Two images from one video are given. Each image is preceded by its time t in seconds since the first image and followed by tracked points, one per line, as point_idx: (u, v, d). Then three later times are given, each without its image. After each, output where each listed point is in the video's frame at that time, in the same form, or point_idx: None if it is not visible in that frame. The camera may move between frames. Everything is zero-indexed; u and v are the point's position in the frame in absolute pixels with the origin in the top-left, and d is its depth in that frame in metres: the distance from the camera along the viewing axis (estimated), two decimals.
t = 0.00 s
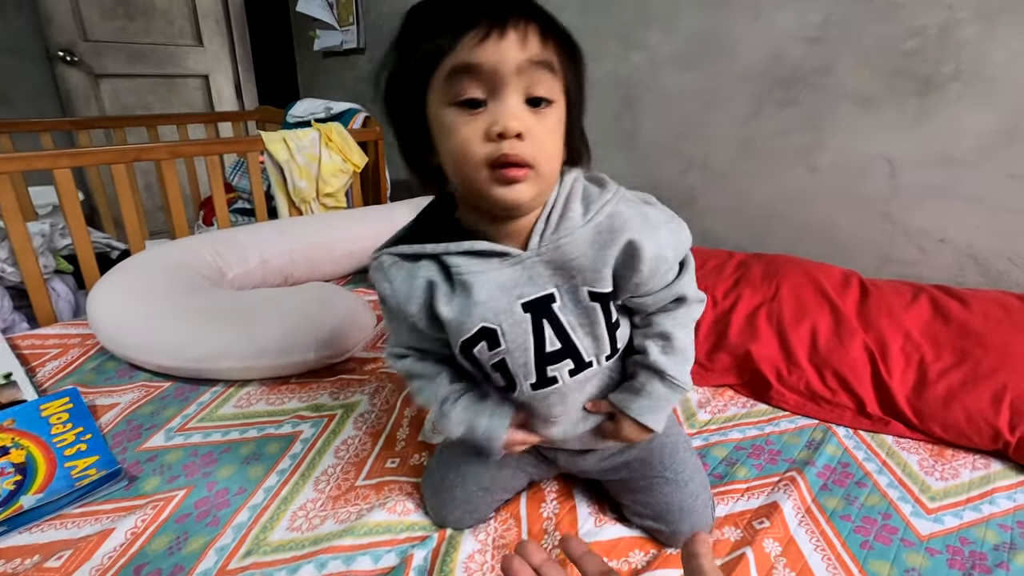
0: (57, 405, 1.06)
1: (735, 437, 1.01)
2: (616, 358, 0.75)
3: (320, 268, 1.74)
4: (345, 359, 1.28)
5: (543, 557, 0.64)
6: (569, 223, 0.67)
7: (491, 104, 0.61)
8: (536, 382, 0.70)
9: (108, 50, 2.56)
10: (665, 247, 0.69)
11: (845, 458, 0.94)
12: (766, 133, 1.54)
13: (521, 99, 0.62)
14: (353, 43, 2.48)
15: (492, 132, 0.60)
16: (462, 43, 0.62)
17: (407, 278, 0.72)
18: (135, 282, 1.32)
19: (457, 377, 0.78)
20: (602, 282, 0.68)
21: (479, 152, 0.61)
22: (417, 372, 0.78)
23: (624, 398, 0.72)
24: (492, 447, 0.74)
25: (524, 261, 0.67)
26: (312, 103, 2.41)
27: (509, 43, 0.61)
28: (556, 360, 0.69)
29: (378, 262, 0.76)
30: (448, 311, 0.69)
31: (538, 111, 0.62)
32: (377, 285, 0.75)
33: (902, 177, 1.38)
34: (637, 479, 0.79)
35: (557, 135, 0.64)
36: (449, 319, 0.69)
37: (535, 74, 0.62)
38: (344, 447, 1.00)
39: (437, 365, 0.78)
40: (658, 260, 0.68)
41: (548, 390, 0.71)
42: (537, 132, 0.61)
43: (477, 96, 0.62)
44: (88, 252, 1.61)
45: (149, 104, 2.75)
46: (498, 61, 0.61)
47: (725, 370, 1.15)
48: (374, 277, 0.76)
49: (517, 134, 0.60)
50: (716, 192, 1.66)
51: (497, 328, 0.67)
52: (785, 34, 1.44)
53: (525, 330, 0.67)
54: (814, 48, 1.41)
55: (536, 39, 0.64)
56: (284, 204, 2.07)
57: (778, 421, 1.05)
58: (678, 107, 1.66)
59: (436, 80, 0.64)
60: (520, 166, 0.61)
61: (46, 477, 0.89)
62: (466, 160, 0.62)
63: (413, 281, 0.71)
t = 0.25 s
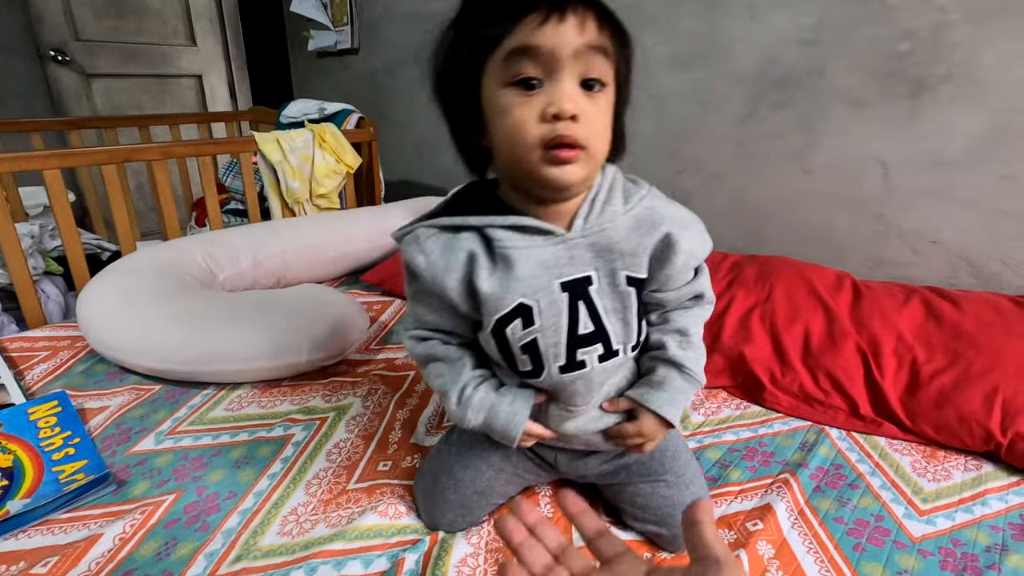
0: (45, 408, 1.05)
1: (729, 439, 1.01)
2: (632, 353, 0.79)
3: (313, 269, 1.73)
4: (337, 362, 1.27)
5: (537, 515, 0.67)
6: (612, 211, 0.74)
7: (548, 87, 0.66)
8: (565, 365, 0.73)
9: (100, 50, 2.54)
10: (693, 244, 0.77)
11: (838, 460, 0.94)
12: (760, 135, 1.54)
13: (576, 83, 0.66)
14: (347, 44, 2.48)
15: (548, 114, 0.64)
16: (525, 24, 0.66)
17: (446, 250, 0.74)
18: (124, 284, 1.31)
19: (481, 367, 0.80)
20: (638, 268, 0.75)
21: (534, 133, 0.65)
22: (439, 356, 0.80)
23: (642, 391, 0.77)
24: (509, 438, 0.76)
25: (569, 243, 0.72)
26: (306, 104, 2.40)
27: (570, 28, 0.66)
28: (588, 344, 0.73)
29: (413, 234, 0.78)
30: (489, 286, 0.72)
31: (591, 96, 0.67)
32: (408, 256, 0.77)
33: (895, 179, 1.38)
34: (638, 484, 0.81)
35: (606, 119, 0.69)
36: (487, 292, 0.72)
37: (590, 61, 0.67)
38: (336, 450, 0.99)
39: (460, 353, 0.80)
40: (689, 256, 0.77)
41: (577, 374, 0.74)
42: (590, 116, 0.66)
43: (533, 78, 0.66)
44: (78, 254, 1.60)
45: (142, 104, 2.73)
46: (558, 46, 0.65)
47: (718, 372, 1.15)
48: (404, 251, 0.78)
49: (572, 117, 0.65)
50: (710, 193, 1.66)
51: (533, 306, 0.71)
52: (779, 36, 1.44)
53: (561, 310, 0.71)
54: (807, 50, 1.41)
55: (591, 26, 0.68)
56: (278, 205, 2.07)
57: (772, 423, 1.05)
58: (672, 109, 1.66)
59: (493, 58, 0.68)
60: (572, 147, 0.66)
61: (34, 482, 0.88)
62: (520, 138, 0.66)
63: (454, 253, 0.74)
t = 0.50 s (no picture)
0: (40, 409, 1.05)
1: (726, 438, 1.01)
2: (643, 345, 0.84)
3: (310, 269, 1.72)
4: (334, 361, 1.27)
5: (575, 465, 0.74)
6: (636, 209, 0.82)
7: (569, 98, 0.73)
8: (582, 352, 0.79)
9: (97, 49, 2.54)
10: (706, 245, 0.84)
11: (835, 459, 0.94)
12: (758, 134, 1.53)
13: (595, 94, 0.73)
14: (345, 43, 2.47)
15: (566, 125, 0.72)
16: (548, 38, 0.72)
17: (479, 236, 0.80)
18: (121, 284, 1.30)
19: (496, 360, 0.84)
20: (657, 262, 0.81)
21: (556, 142, 0.73)
22: (459, 346, 0.83)
23: (644, 382, 0.81)
24: (522, 429, 0.79)
25: (596, 235, 0.79)
26: (302, 103, 2.39)
27: (588, 42, 0.72)
28: (605, 334, 0.78)
29: (444, 220, 0.84)
30: (518, 274, 0.77)
31: (609, 105, 0.73)
32: (441, 241, 0.81)
33: (892, 178, 1.38)
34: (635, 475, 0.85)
35: (626, 125, 0.75)
36: (515, 278, 0.77)
37: (608, 72, 0.73)
38: (333, 450, 0.99)
39: (479, 343, 0.83)
40: (700, 257, 0.83)
41: (592, 363, 0.79)
42: (608, 124, 0.73)
43: (553, 91, 0.73)
44: (74, 253, 1.59)
45: (138, 104, 2.72)
46: (576, 60, 0.71)
47: (716, 371, 1.15)
48: (436, 236, 0.83)
49: (590, 127, 0.71)
50: (708, 193, 1.66)
51: (557, 293, 0.77)
52: (776, 35, 1.44)
53: (584, 299, 0.77)
54: (804, 49, 1.41)
55: (609, 38, 0.73)
56: (274, 205, 2.06)
57: (769, 422, 1.05)
58: (669, 108, 1.66)
59: (520, 68, 0.75)
60: (591, 154, 0.73)
61: (29, 483, 0.88)
62: (542, 147, 0.74)
63: (487, 240, 0.80)
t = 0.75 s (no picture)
0: (6, 421, 1.03)
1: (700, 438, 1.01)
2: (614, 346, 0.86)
3: (287, 274, 1.71)
4: (310, 368, 1.26)
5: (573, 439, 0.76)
6: (606, 215, 0.84)
7: (540, 115, 0.74)
8: (555, 346, 0.80)
9: (70, 53, 2.50)
10: (672, 250, 0.87)
11: (806, 456, 0.96)
12: (731, 136, 1.55)
13: (566, 112, 0.74)
14: (323, 46, 2.46)
15: (538, 143, 0.73)
16: (519, 56, 0.73)
17: (459, 238, 0.81)
18: (91, 292, 1.28)
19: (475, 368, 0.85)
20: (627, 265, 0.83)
21: (529, 157, 0.74)
22: (438, 354, 0.83)
23: (614, 386, 0.82)
24: (498, 436, 0.80)
25: (569, 238, 0.81)
26: (280, 107, 2.38)
27: (558, 61, 0.73)
28: (576, 331, 0.80)
29: (427, 223, 0.85)
30: (496, 274, 0.78)
31: (580, 121, 0.75)
32: (423, 241, 0.82)
33: (862, 179, 1.40)
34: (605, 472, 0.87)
35: (597, 140, 0.77)
36: (494, 280, 0.78)
37: (578, 90, 0.74)
38: (306, 458, 0.98)
39: (457, 351, 0.84)
40: (666, 261, 0.86)
41: (563, 358, 0.80)
42: (579, 141, 0.75)
43: (526, 108, 0.74)
44: (43, 261, 1.56)
45: (113, 108, 2.68)
46: (547, 79, 0.73)
47: (691, 372, 1.16)
48: (417, 238, 0.83)
49: (560, 145, 0.73)
50: (684, 195, 1.67)
51: (531, 293, 0.79)
52: (747, 38, 1.46)
53: (557, 298, 0.79)
54: (775, 52, 1.43)
55: (580, 57, 0.74)
56: (252, 211, 2.05)
57: (743, 421, 1.06)
58: (645, 110, 1.67)
59: (494, 83, 0.76)
60: (562, 170, 0.75)
61: None
62: (516, 163, 0.76)
63: (467, 240, 0.81)
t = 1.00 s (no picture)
0: None
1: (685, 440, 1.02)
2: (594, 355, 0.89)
3: (275, 278, 1.70)
4: (297, 372, 1.26)
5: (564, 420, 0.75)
6: (585, 219, 0.84)
7: (529, 121, 0.74)
8: (532, 348, 0.82)
9: (56, 54, 2.46)
10: (648, 257, 0.88)
11: (791, 457, 0.96)
12: (718, 138, 1.56)
13: (553, 120, 0.75)
14: (312, 48, 2.45)
15: (524, 149, 0.74)
16: (510, 63, 0.73)
17: (444, 240, 0.81)
18: (74, 296, 1.27)
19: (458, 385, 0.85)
20: (604, 269, 0.84)
21: (515, 162, 0.75)
22: (422, 368, 0.83)
23: (594, 401, 0.84)
24: (472, 455, 0.80)
25: (547, 242, 0.81)
26: (269, 110, 2.37)
27: (548, 70, 0.73)
28: (552, 333, 0.82)
29: (413, 224, 0.85)
30: (478, 279, 0.79)
31: (567, 128, 0.75)
32: (409, 241, 0.82)
33: (846, 181, 1.41)
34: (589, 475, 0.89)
35: (582, 148, 0.77)
36: (474, 287, 0.79)
37: (566, 99, 0.74)
38: (293, 463, 0.98)
39: (441, 367, 0.84)
40: (644, 269, 0.87)
41: (539, 360, 0.83)
42: (564, 149, 0.75)
43: (514, 114, 0.75)
44: (27, 266, 1.55)
45: (100, 110, 2.65)
46: (537, 86, 0.73)
47: (678, 373, 1.17)
48: (404, 237, 0.83)
49: (546, 152, 0.74)
50: (672, 197, 1.68)
51: (511, 296, 0.80)
52: (733, 42, 1.47)
53: (535, 301, 0.81)
54: (760, 55, 1.44)
55: (570, 67, 0.74)
56: (240, 214, 2.03)
57: (729, 422, 1.06)
58: (633, 113, 1.68)
59: (484, 87, 0.76)
60: (547, 177, 0.76)
61: None
62: (502, 167, 0.76)
63: (452, 242, 0.81)
